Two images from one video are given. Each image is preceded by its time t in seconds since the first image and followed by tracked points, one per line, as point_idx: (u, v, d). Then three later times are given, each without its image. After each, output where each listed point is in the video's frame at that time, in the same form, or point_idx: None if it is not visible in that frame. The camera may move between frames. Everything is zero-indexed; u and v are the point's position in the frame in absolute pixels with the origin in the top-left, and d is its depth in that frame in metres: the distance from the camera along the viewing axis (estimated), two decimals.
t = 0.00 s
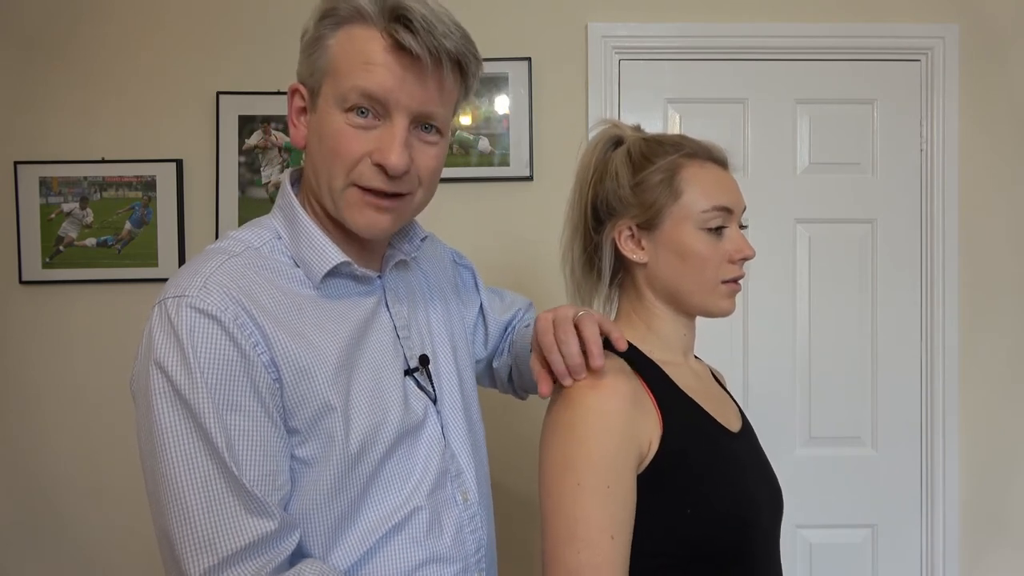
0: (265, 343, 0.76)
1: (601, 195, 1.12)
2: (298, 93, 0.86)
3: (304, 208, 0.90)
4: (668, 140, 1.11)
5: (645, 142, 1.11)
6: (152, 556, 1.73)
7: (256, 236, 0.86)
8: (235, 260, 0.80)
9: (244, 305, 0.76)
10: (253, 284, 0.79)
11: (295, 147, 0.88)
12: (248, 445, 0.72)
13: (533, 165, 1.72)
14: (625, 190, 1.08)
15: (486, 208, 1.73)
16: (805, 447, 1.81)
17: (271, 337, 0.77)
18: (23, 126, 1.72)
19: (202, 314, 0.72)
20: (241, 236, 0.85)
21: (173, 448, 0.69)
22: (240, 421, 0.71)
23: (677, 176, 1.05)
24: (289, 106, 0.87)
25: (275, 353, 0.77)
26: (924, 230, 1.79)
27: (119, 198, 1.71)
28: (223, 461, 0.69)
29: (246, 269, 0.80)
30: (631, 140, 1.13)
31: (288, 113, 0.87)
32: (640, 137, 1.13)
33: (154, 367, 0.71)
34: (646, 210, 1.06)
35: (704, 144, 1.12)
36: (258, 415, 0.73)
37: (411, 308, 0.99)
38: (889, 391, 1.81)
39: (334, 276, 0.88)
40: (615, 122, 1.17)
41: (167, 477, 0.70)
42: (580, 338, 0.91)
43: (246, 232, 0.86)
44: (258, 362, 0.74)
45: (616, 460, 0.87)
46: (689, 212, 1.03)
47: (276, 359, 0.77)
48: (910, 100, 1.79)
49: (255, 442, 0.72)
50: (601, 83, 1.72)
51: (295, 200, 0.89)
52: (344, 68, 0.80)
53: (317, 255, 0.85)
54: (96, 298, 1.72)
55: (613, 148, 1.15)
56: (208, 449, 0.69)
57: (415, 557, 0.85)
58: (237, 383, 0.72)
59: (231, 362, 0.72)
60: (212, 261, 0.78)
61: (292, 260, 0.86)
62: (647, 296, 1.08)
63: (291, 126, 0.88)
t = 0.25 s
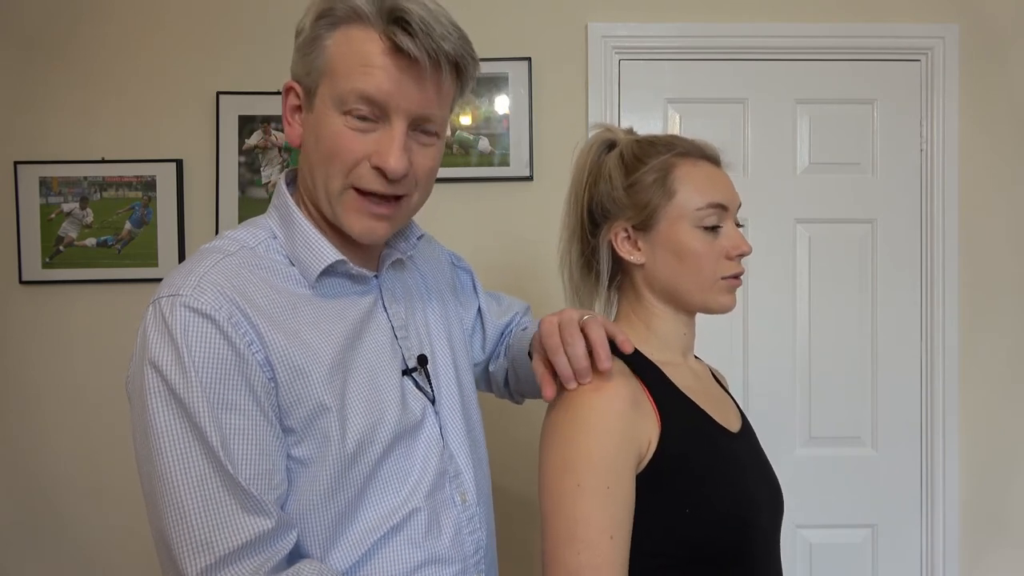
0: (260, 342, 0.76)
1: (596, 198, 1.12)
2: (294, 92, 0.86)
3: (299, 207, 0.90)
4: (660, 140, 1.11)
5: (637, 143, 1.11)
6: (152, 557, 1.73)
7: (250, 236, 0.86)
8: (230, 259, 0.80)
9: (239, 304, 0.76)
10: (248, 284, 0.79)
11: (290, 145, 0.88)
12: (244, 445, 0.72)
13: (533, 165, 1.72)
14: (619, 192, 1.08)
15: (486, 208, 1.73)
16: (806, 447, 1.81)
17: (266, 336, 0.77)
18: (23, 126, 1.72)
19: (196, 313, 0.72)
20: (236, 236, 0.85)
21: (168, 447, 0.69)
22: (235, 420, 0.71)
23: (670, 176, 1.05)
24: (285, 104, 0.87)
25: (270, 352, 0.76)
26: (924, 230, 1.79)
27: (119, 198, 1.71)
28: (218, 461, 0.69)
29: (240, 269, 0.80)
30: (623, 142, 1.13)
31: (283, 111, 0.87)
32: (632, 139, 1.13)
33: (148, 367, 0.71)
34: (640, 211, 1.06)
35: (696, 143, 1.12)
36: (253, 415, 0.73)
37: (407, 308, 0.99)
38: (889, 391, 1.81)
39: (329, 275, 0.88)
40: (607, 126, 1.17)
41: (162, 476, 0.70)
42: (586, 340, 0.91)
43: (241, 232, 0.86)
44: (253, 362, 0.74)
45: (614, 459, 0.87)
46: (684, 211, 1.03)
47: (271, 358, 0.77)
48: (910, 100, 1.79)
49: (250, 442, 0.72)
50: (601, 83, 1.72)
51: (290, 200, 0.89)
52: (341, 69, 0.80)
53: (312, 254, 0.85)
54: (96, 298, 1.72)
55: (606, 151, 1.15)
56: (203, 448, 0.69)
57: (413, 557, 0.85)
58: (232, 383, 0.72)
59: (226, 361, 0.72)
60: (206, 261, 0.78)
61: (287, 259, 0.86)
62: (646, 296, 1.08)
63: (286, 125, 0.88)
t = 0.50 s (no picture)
0: (257, 343, 0.76)
1: (598, 199, 1.12)
2: (309, 106, 0.80)
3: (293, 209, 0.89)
4: (662, 140, 1.11)
5: (639, 144, 1.11)
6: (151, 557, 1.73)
7: (245, 237, 0.86)
8: (225, 260, 0.80)
9: (236, 305, 0.76)
10: (244, 285, 0.79)
11: (302, 159, 0.84)
12: (242, 446, 0.72)
13: (533, 165, 1.72)
14: (620, 193, 1.08)
15: (486, 208, 1.73)
16: (806, 447, 1.81)
17: (264, 337, 0.77)
18: (24, 126, 1.72)
19: (192, 315, 0.72)
20: (230, 237, 0.85)
21: (165, 449, 0.69)
22: (233, 422, 0.71)
23: (671, 176, 1.05)
24: (295, 117, 0.82)
25: (268, 353, 0.77)
26: (924, 230, 1.79)
27: (119, 198, 1.71)
28: (215, 462, 0.69)
29: (236, 270, 0.80)
30: (624, 143, 1.13)
31: (293, 125, 0.82)
32: (633, 139, 1.13)
33: (145, 369, 0.71)
34: (642, 211, 1.06)
35: (697, 143, 1.12)
36: (251, 416, 0.73)
37: (404, 307, 0.99)
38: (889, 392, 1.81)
39: (325, 275, 0.88)
40: (608, 127, 1.17)
41: (159, 478, 0.70)
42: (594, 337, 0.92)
43: (236, 234, 0.86)
44: (251, 363, 0.74)
45: (615, 458, 0.86)
46: (685, 211, 1.03)
47: (269, 359, 0.77)
48: (910, 100, 1.79)
49: (248, 443, 0.72)
50: (601, 83, 1.72)
51: (285, 200, 0.89)
52: (384, 98, 0.78)
53: (307, 253, 0.85)
54: (96, 298, 1.72)
55: (608, 152, 1.15)
56: (201, 450, 0.69)
57: (412, 557, 0.85)
58: (230, 384, 0.72)
59: (223, 362, 0.72)
60: (202, 262, 0.78)
61: (283, 259, 0.86)
62: (648, 296, 1.08)
63: (296, 139, 0.83)
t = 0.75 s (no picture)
0: (257, 343, 0.76)
1: (598, 199, 1.12)
2: (315, 107, 0.80)
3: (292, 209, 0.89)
4: (663, 141, 1.11)
5: (639, 144, 1.11)
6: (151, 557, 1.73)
7: (245, 238, 0.86)
8: (224, 261, 0.80)
9: (235, 305, 0.76)
10: (243, 285, 0.79)
11: (308, 160, 0.83)
12: (243, 446, 0.72)
13: (533, 165, 1.72)
14: (620, 193, 1.08)
15: (486, 208, 1.73)
16: (806, 447, 1.81)
17: (263, 337, 0.77)
18: (24, 126, 1.72)
19: (191, 316, 0.72)
20: (228, 238, 0.85)
21: (166, 450, 0.69)
22: (233, 422, 0.71)
23: (672, 177, 1.05)
24: (300, 119, 0.81)
25: (267, 353, 0.77)
26: (924, 229, 1.79)
27: (119, 198, 1.71)
28: (216, 462, 0.69)
29: (235, 270, 0.80)
30: (625, 143, 1.13)
31: (299, 126, 0.81)
32: (634, 140, 1.13)
33: (145, 370, 0.71)
34: (642, 211, 1.06)
35: (698, 144, 1.12)
36: (252, 416, 0.73)
37: (403, 307, 0.99)
38: (889, 391, 1.81)
39: (324, 275, 0.88)
40: (609, 127, 1.17)
41: (160, 480, 0.70)
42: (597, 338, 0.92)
43: (234, 235, 0.86)
44: (251, 363, 0.74)
45: (615, 458, 0.87)
46: (684, 211, 1.03)
47: (269, 359, 0.77)
48: (910, 100, 1.80)
49: (249, 443, 0.72)
50: (601, 82, 1.72)
51: (282, 201, 0.89)
52: (395, 98, 0.78)
53: (306, 253, 0.85)
54: (96, 298, 1.72)
55: (608, 152, 1.15)
56: (202, 450, 0.69)
57: (414, 557, 0.85)
58: (230, 384, 0.72)
59: (223, 363, 0.72)
60: (201, 263, 0.78)
61: (281, 260, 0.86)
62: (647, 296, 1.08)
63: (301, 141, 0.82)
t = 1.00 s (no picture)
0: (255, 344, 0.76)
1: (599, 200, 1.12)
2: (311, 106, 0.80)
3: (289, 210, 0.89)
4: (664, 143, 1.11)
5: (640, 146, 1.11)
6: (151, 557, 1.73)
7: (241, 238, 0.86)
8: (220, 262, 0.80)
9: (232, 306, 0.76)
10: (240, 286, 0.79)
11: (305, 159, 0.83)
12: (241, 448, 0.72)
13: (533, 165, 1.72)
14: (621, 194, 1.08)
15: (486, 208, 1.73)
16: (805, 447, 1.81)
17: (261, 337, 0.77)
18: (24, 126, 1.72)
19: (188, 317, 0.72)
20: (225, 240, 0.85)
21: (164, 452, 0.69)
22: (231, 423, 0.71)
23: (671, 178, 1.05)
24: (297, 117, 0.81)
25: (265, 354, 0.77)
26: (924, 229, 1.79)
27: (119, 198, 1.71)
28: (214, 464, 0.69)
29: (231, 271, 0.80)
30: (626, 144, 1.13)
31: (296, 125, 0.81)
32: (635, 141, 1.13)
33: (142, 373, 0.71)
34: (642, 213, 1.06)
35: (699, 146, 1.12)
36: (250, 417, 0.73)
37: (400, 308, 0.99)
38: (889, 391, 1.81)
39: (320, 275, 0.88)
40: (610, 128, 1.17)
41: (159, 482, 0.70)
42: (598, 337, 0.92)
43: (230, 237, 0.86)
44: (248, 364, 0.74)
45: (616, 456, 0.87)
46: (684, 213, 1.03)
47: (266, 360, 0.77)
48: (910, 100, 1.80)
49: (247, 444, 0.72)
50: (601, 82, 1.72)
51: (278, 202, 0.89)
52: (392, 96, 0.78)
53: (303, 253, 0.85)
54: (96, 298, 1.72)
55: (609, 153, 1.15)
56: (200, 452, 0.69)
57: (414, 557, 0.85)
58: (227, 386, 0.72)
59: (221, 364, 0.72)
60: (197, 264, 0.78)
61: (278, 260, 0.87)
62: (647, 297, 1.08)
63: (299, 140, 0.82)
